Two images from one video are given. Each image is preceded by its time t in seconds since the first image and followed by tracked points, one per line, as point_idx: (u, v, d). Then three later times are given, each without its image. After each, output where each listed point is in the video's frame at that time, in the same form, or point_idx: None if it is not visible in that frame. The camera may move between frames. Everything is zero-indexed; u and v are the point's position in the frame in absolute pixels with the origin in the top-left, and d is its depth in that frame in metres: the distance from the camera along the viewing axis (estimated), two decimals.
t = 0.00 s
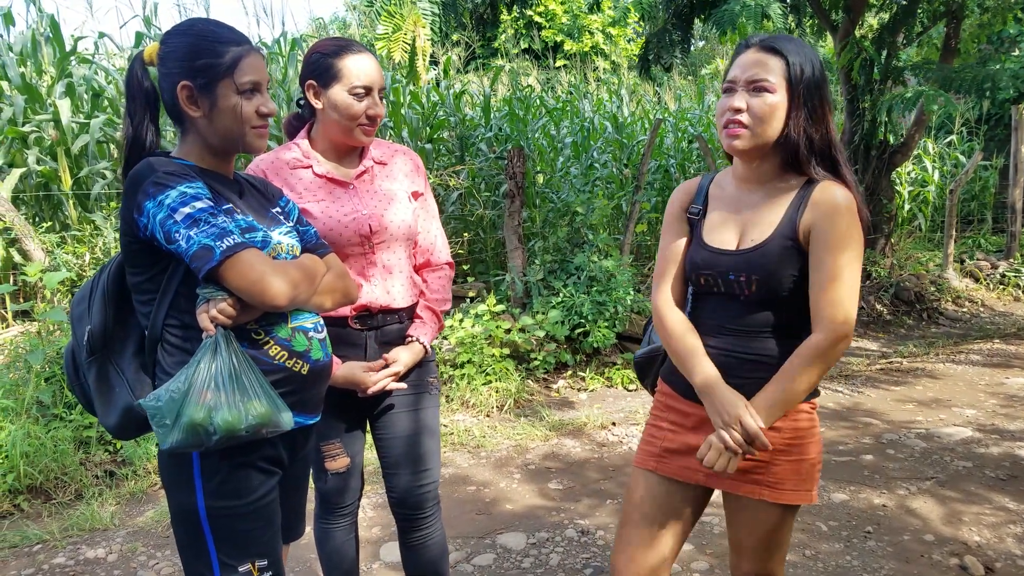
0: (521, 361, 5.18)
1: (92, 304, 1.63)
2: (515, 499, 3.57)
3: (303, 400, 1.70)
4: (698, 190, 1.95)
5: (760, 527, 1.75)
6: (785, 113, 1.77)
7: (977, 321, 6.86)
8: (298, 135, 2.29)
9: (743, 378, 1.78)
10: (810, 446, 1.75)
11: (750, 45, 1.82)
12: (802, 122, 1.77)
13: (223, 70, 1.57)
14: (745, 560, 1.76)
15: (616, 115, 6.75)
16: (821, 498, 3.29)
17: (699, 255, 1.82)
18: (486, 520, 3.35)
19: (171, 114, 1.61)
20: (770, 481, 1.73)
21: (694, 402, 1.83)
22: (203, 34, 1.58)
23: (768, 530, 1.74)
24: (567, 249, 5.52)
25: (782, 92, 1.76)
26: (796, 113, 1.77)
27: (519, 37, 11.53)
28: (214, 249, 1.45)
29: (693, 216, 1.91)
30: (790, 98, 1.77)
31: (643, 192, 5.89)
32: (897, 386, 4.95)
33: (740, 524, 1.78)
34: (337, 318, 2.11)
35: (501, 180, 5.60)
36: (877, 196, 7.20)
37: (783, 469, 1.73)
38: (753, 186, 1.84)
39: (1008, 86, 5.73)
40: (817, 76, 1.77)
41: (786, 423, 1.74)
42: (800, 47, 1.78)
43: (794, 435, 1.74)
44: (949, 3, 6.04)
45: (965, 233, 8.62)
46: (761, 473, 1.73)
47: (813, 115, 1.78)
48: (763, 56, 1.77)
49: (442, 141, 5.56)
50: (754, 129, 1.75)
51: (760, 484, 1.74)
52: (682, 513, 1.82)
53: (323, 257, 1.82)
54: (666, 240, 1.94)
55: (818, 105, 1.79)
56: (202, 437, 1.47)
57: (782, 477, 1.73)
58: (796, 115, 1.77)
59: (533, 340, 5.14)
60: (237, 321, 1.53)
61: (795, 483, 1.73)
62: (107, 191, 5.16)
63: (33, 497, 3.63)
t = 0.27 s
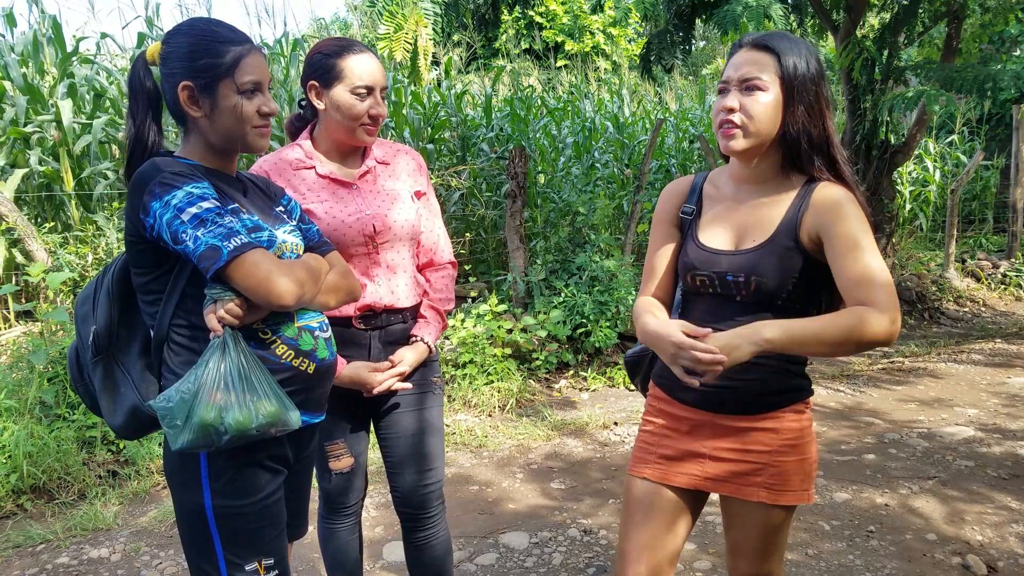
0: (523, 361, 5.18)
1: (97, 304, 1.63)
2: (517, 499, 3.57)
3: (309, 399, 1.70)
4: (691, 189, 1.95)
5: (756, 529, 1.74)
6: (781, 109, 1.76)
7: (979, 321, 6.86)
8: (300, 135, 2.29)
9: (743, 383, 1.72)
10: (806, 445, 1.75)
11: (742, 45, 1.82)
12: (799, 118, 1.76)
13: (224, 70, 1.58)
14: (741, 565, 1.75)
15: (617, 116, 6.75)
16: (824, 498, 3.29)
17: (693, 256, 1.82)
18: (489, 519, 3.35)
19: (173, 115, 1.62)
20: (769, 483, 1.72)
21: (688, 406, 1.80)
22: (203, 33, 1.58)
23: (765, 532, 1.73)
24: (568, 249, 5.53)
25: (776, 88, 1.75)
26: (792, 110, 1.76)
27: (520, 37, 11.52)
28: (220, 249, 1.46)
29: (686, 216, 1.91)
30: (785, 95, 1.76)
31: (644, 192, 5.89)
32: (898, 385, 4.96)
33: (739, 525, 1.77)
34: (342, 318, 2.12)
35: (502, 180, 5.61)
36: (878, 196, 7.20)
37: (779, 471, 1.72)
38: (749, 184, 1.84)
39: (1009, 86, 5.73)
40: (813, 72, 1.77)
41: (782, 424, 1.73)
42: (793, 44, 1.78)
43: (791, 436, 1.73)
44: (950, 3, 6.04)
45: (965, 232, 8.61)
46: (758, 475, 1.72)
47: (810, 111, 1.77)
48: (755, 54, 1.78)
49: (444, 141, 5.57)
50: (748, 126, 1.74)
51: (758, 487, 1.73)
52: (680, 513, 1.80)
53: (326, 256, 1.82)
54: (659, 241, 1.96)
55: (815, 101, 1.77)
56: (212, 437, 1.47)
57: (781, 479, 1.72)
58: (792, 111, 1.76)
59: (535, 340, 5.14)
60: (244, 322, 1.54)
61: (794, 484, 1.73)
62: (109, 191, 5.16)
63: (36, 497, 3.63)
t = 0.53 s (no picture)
0: (523, 361, 5.18)
1: (97, 303, 1.64)
2: (518, 498, 3.57)
3: (308, 399, 1.71)
4: (684, 185, 1.95)
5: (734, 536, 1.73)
6: (766, 106, 1.76)
7: (980, 321, 6.86)
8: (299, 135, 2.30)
9: (708, 387, 1.73)
10: (782, 452, 1.73)
11: (727, 44, 1.82)
12: (785, 113, 1.75)
13: (221, 71, 1.58)
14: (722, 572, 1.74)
15: (618, 116, 6.75)
16: (824, 498, 3.29)
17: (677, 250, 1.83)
18: (490, 519, 3.36)
19: (172, 116, 1.62)
20: (742, 489, 1.71)
21: (665, 407, 1.81)
22: (199, 35, 1.58)
23: (741, 539, 1.73)
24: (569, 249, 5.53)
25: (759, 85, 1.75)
26: (777, 105, 1.75)
27: (521, 37, 11.52)
28: (217, 250, 1.46)
29: (676, 210, 1.91)
30: (769, 92, 1.75)
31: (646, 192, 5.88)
32: (899, 385, 4.96)
33: (718, 531, 1.76)
34: (340, 318, 2.13)
35: (503, 180, 5.61)
36: (879, 196, 7.19)
37: (753, 478, 1.71)
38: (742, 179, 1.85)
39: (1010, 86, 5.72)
40: (798, 68, 1.76)
41: (756, 431, 1.72)
42: (778, 41, 1.77)
43: (765, 442, 1.72)
44: (951, 4, 6.04)
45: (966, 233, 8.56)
46: (730, 482, 1.72)
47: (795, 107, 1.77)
48: (737, 52, 1.78)
49: (445, 141, 5.57)
50: (728, 127, 1.76)
51: (731, 492, 1.72)
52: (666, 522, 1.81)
53: (327, 256, 1.83)
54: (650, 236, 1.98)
55: (799, 97, 1.76)
56: (209, 437, 1.47)
57: (754, 484, 1.71)
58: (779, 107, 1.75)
59: (535, 340, 5.14)
60: (242, 322, 1.54)
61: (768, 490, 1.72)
62: (110, 191, 5.17)
63: (38, 496, 3.64)
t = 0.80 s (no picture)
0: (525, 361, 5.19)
1: (99, 302, 1.64)
2: (520, 498, 3.58)
3: (309, 399, 1.71)
4: (683, 191, 1.96)
5: (727, 540, 1.73)
6: (754, 109, 1.75)
7: (981, 321, 6.87)
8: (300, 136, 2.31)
9: (691, 391, 1.75)
10: (768, 458, 1.72)
11: (721, 45, 1.82)
12: (771, 116, 1.73)
13: (221, 71, 1.59)
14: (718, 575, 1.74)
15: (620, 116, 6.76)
16: (825, 498, 3.29)
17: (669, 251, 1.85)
18: (492, 519, 3.36)
19: (174, 116, 1.63)
20: (727, 494, 1.71)
21: (657, 410, 1.82)
22: (200, 35, 1.59)
23: (731, 544, 1.73)
24: (570, 250, 5.53)
25: (747, 87, 1.74)
26: (766, 109, 1.74)
27: (522, 37, 11.51)
28: (218, 249, 1.47)
29: (677, 212, 1.92)
30: (758, 92, 1.74)
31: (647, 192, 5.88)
32: (900, 385, 4.96)
33: (713, 534, 1.76)
34: (339, 318, 2.14)
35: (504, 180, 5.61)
36: (880, 197, 7.17)
37: (742, 484, 1.71)
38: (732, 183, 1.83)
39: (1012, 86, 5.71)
40: (789, 72, 1.74)
41: (745, 437, 1.71)
42: (771, 41, 1.76)
43: (750, 448, 1.71)
44: (952, 4, 6.04)
45: (968, 233, 8.53)
46: (717, 487, 1.72)
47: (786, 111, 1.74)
48: (727, 53, 1.78)
49: (446, 141, 5.58)
50: (715, 128, 1.77)
51: (717, 498, 1.72)
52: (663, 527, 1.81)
53: (330, 256, 1.83)
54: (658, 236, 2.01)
55: (789, 98, 1.74)
56: (208, 437, 1.48)
57: (739, 489, 1.71)
58: (767, 110, 1.74)
59: (537, 340, 5.15)
60: (242, 322, 1.54)
61: (755, 495, 1.71)
62: (112, 191, 5.17)
63: (40, 496, 3.65)
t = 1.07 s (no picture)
0: (525, 361, 5.19)
1: (97, 304, 1.65)
2: (519, 499, 3.58)
3: (307, 400, 1.71)
4: (683, 191, 1.95)
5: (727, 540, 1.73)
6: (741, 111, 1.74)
7: (982, 321, 6.86)
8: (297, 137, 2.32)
9: (691, 389, 1.75)
10: (767, 458, 1.71)
11: (714, 46, 1.82)
12: (759, 118, 1.73)
13: (218, 72, 1.59)
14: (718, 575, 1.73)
15: (620, 116, 6.75)
16: (825, 498, 3.29)
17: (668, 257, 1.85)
18: (491, 519, 3.36)
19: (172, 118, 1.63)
20: (725, 493, 1.71)
21: (659, 408, 1.82)
22: (197, 36, 1.59)
23: (731, 543, 1.73)
24: (570, 250, 5.53)
25: (736, 88, 1.74)
26: (754, 110, 1.74)
27: (522, 36, 11.50)
28: (215, 250, 1.47)
29: (678, 215, 1.91)
30: (746, 94, 1.74)
31: (647, 192, 5.88)
32: (900, 385, 4.96)
33: (713, 534, 1.75)
34: (336, 318, 2.14)
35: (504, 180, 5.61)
36: (881, 197, 7.16)
37: (740, 484, 1.71)
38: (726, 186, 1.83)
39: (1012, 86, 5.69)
40: (780, 74, 1.73)
41: (745, 436, 1.71)
42: (761, 41, 1.75)
43: (749, 447, 1.71)
44: (953, 3, 6.03)
45: (968, 232, 8.54)
46: (716, 485, 1.72)
47: (775, 113, 1.73)
48: (718, 54, 1.77)
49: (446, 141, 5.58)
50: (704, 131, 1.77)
51: (715, 496, 1.72)
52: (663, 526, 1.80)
53: (327, 257, 1.83)
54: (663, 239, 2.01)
55: (777, 98, 1.73)
56: (205, 439, 1.48)
57: (738, 489, 1.71)
58: (755, 113, 1.73)
59: (537, 340, 5.15)
60: (239, 323, 1.54)
61: (754, 495, 1.71)
62: (112, 191, 5.17)
63: (40, 496, 3.65)
